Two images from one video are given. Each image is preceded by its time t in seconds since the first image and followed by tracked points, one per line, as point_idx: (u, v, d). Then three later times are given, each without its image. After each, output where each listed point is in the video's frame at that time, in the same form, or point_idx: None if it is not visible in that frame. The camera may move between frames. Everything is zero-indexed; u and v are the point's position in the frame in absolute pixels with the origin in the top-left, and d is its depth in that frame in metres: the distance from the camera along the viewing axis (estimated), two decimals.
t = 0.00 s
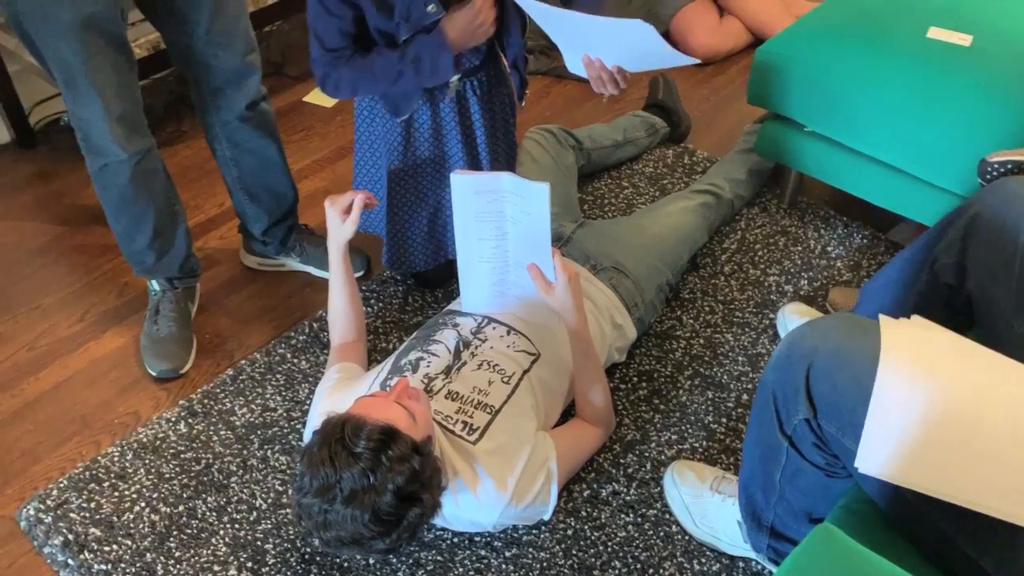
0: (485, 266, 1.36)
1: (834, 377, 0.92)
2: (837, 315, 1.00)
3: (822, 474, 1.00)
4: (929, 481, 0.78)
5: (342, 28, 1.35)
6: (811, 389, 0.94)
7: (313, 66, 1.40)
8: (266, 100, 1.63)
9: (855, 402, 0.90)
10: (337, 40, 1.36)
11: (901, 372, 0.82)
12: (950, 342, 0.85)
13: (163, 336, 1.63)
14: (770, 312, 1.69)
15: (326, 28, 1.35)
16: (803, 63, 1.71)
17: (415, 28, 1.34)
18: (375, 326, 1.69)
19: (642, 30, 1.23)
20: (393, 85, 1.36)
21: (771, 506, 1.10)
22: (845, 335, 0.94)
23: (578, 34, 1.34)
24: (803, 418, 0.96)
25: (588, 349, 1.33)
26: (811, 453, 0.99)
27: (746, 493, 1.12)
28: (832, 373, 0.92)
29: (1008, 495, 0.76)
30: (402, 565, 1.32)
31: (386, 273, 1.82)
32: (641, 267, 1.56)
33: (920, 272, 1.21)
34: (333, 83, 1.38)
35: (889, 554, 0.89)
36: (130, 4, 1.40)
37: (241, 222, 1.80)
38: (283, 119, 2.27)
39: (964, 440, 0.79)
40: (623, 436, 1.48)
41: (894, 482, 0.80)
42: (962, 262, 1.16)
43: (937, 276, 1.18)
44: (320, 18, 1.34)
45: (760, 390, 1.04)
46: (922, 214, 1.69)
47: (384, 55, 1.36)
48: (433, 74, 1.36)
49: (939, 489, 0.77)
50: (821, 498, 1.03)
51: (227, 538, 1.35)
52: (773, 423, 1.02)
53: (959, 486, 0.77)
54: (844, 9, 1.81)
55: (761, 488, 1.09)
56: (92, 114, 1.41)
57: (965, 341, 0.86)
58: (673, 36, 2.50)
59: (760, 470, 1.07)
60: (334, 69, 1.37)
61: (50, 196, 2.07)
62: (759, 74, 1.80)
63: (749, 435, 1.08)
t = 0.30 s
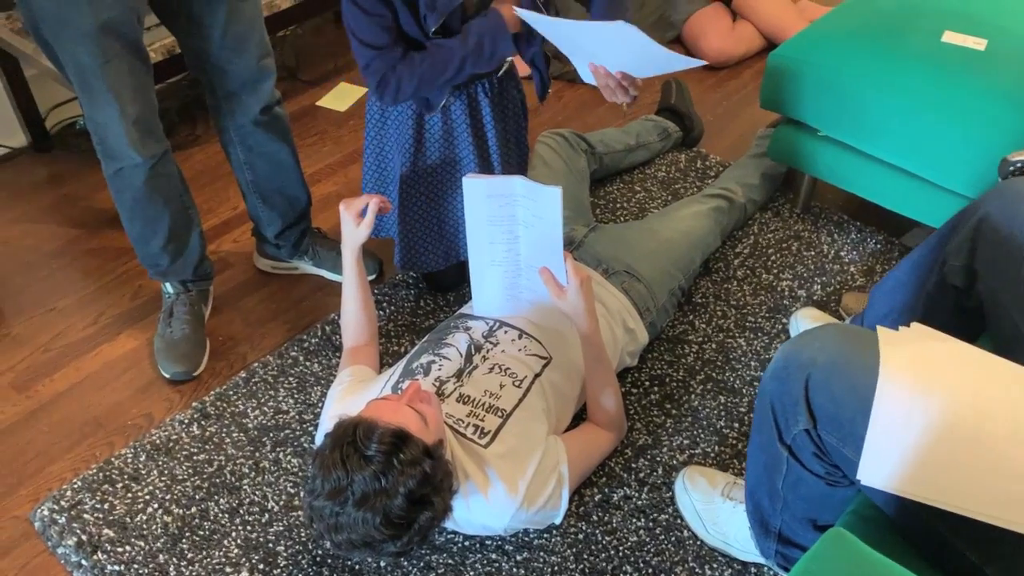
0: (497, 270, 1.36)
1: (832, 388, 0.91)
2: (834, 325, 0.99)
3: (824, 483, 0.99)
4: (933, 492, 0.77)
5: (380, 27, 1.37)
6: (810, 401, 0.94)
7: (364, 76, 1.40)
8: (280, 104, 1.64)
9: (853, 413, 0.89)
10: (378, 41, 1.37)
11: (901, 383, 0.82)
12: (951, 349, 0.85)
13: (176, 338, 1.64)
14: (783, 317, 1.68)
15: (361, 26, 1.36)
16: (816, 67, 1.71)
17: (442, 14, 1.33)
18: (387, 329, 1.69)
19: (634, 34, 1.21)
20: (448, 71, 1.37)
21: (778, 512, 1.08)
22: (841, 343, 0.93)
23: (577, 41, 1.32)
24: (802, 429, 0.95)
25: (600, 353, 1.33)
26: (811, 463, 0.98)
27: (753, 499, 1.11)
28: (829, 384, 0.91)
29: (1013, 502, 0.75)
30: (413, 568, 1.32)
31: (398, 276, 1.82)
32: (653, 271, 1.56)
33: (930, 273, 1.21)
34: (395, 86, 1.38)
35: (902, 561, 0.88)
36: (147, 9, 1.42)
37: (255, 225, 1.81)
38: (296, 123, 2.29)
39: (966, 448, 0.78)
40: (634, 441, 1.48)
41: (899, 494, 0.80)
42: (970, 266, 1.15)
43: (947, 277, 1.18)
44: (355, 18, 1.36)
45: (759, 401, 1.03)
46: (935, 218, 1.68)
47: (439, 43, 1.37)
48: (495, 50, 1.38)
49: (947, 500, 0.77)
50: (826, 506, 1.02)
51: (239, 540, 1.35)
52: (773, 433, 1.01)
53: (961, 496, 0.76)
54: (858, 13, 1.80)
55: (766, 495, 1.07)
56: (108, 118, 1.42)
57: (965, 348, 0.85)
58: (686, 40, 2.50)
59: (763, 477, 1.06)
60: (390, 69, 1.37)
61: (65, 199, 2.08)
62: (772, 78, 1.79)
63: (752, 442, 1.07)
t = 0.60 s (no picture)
0: (504, 273, 1.36)
1: (839, 390, 0.91)
2: (844, 327, 0.99)
3: (832, 486, 0.98)
4: (943, 495, 0.76)
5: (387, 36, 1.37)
6: (818, 403, 0.94)
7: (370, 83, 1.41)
8: (288, 108, 1.64)
9: (861, 415, 0.89)
10: (383, 48, 1.38)
11: (909, 385, 0.82)
12: (958, 352, 0.84)
13: (184, 342, 1.65)
14: (790, 320, 1.68)
15: (369, 34, 1.37)
16: (825, 70, 1.70)
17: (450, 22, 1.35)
18: (394, 332, 1.70)
19: (685, 11, 1.25)
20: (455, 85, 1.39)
21: (785, 516, 1.08)
22: (848, 347, 0.93)
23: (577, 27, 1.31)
24: (809, 432, 0.95)
25: (607, 356, 1.33)
26: (818, 466, 0.97)
27: (760, 502, 1.11)
28: (837, 386, 0.91)
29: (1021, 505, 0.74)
30: (419, 570, 1.32)
31: (405, 279, 1.82)
32: (659, 274, 1.56)
33: (937, 276, 1.21)
34: (400, 93, 1.40)
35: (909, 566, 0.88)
36: (155, 13, 1.42)
37: (262, 228, 1.82)
38: (303, 127, 2.29)
39: (974, 451, 0.78)
40: (641, 444, 1.47)
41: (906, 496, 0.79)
42: (979, 267, 1.15)
43: (954, 279, 1.17)
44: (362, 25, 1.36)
45: (767, 403, 1.03)
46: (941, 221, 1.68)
47: (446, 57, 1.39)
48: (500, 71, 1.40)
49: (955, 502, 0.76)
50: (833, 509, 1.01)
51: (245, 542, 1.36)
52: (781, 435, 1.00)
53: (969, 498, 0.76)
54: (865, 16, 1.80)
55: (773, 499, 1.07)
56: (117, 121, 1.43)
57: (972, 351, 0.85)
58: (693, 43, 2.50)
59: (771, 481, 1.06)
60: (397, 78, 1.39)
61: (74, 203, 2.10)
62: (780, 80, 1.79)
63: (759, 445, 1.07)
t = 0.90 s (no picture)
0: (506, 275, 1.36)
1: (842, 391, 0.91)
2: (847, 328, 0.99)
3: (836, 487, 0.98)
4: (947, 496, 0.76)
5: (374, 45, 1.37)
6: (820, 404, 0.93)
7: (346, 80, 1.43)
8: (291, 110, 1.65)
9: (864, 415, 0.89)
10: (364, 56, 1.39)
11: (912, 386, 0.82)
12: (962, 353, 0.84)
13: (188, 343, 1.65)
14: (793, 321, 1.68)
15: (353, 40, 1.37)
16: (828, 71, 1.70)
17: (446, 36, 1.33)
18: (397, 334, 1.70)
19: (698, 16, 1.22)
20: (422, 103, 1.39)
21: (788, 517, 1.08)
22: (850, 347, 0.93)
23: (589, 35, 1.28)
24: (812, 432, 0.95)
25: (610, 357, 1.33)
26: (822, 467, 0.97)
27: (764, 503, 1.10)
28: (840, 386, 0.91)
29: None
30: (423, 571, 1.32)
31: (408, 280, 1.83)
32: (662, 275, 1.56)
33: (940, 277, 1.21)
34: (362, 98, 1.41)
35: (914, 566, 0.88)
36: (159, 16, 1.43)
37: (266, 230, 1.82)
38: (306, 129, 2.30)
39: (979, 451, 0.78)
40: (644, 445, 1.47)
41: (910, 497, 0.79)
42: (983, 267, 1.15)
43: (958, 280, 1.17)
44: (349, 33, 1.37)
45: (770, 404, 1.03)
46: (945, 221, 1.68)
47: (413, 79, 1.39)
48: (461, 108, 1.40)
49: (958, 503, 0.76)
50: (837, 511, 1.01)
51: (249, 544, 1.36)
52: (784, 436, 1.00)
53: (972, 499, 0.76)
54: (868, 17, 1.80)
55: (777, 500, 1.07)
56: (121, 123, 1.43)
57: (975, 352, 0.85)
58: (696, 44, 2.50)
59: (774, 482, 1.06)
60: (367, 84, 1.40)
61: (78, 205, 2.10)
62: (783, 81, 1.79)
63: (762, 446, 1.06)
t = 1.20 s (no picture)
0: (507, 277, 1.36)
1: (845, 392, 0.91)
2: (850, 329, 0.98)
3: (840, 489, 0.98)
4: (951, 497, 0.77)
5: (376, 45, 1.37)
6: (823, 405, 0.93)
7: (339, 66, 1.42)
8: (294, 112, 1.65)
9: (867, 417, 0.89)
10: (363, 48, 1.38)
11: (916, 387, 0.81)
12: (966, 353, 0.84)
13: (191, 346, 1.65)
14: (796, 323, 1.68)
15: (350, 31, 1.35)
16: (830, 72, 1.70)
17: (452, 50, 1.29)
18: (399, 336, 1.70)
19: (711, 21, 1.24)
20: (388, 131, 1.44)
21: (791, 519, 1.07)
22: (853, 348, 0.93)
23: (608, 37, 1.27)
24: (815, 434, 0.95)
25: (612, 359, 1.33)
26: (825, 468, 0.97)
27: (767, 505, 1.10)
28: (843, 387, 0.91)
29: None
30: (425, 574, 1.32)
31: (411, 282, 1.83)
32: (664, 277, 1.56)
33: (943, 278, 1.21)
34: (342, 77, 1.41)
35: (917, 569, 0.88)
36: (162, 18, 1.43)
37: (268, 233, 1.82)
38: (309, 132, 2.30)
39: (983, 452, 0.78)
40: (647, 447, 1.47)
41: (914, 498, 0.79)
42: (985, 268, 1.14)
43: (960, 281, 1.17)
44: (347, 23, 1.34)
45: (773, 406, 1.03)
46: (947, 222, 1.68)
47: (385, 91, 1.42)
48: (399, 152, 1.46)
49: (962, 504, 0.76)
50: (840, 513, 1.01)
51: (252, 546, 1.36)
52: (787, 438, 1.00)
53: (976, 500, 0.76)
54: (870, 18, 1.79)
55: (780, 502, 1.07)
56: (123, 126, 1.43)
57: (979, 352, 0.85)
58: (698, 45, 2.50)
59: (777, 483, 1.06)
60: (358, 76, 1.40)
61: (80, 208, 2.10)
62: (785, 83, 1.78)
63: (765, 448, 1.06)
